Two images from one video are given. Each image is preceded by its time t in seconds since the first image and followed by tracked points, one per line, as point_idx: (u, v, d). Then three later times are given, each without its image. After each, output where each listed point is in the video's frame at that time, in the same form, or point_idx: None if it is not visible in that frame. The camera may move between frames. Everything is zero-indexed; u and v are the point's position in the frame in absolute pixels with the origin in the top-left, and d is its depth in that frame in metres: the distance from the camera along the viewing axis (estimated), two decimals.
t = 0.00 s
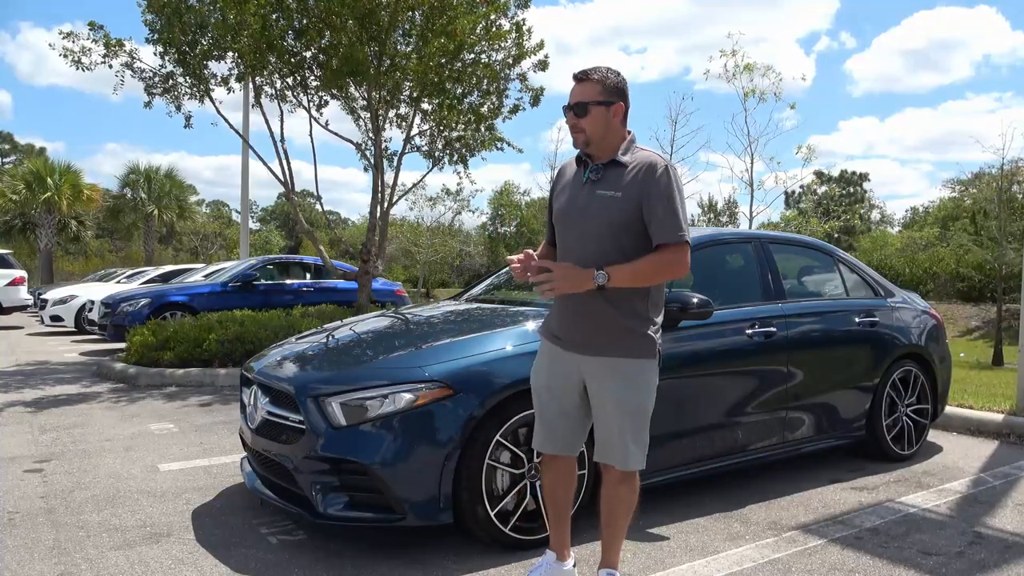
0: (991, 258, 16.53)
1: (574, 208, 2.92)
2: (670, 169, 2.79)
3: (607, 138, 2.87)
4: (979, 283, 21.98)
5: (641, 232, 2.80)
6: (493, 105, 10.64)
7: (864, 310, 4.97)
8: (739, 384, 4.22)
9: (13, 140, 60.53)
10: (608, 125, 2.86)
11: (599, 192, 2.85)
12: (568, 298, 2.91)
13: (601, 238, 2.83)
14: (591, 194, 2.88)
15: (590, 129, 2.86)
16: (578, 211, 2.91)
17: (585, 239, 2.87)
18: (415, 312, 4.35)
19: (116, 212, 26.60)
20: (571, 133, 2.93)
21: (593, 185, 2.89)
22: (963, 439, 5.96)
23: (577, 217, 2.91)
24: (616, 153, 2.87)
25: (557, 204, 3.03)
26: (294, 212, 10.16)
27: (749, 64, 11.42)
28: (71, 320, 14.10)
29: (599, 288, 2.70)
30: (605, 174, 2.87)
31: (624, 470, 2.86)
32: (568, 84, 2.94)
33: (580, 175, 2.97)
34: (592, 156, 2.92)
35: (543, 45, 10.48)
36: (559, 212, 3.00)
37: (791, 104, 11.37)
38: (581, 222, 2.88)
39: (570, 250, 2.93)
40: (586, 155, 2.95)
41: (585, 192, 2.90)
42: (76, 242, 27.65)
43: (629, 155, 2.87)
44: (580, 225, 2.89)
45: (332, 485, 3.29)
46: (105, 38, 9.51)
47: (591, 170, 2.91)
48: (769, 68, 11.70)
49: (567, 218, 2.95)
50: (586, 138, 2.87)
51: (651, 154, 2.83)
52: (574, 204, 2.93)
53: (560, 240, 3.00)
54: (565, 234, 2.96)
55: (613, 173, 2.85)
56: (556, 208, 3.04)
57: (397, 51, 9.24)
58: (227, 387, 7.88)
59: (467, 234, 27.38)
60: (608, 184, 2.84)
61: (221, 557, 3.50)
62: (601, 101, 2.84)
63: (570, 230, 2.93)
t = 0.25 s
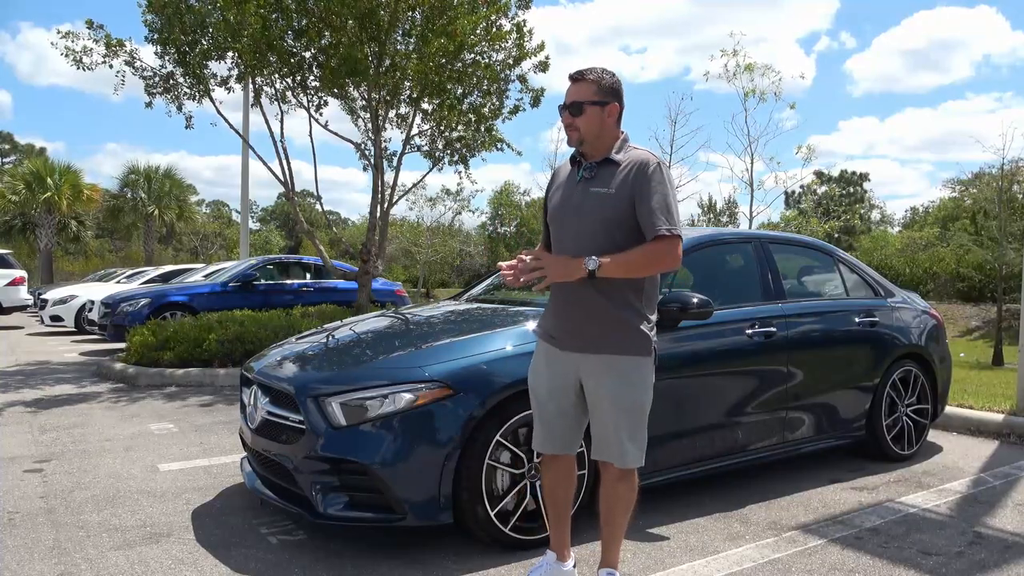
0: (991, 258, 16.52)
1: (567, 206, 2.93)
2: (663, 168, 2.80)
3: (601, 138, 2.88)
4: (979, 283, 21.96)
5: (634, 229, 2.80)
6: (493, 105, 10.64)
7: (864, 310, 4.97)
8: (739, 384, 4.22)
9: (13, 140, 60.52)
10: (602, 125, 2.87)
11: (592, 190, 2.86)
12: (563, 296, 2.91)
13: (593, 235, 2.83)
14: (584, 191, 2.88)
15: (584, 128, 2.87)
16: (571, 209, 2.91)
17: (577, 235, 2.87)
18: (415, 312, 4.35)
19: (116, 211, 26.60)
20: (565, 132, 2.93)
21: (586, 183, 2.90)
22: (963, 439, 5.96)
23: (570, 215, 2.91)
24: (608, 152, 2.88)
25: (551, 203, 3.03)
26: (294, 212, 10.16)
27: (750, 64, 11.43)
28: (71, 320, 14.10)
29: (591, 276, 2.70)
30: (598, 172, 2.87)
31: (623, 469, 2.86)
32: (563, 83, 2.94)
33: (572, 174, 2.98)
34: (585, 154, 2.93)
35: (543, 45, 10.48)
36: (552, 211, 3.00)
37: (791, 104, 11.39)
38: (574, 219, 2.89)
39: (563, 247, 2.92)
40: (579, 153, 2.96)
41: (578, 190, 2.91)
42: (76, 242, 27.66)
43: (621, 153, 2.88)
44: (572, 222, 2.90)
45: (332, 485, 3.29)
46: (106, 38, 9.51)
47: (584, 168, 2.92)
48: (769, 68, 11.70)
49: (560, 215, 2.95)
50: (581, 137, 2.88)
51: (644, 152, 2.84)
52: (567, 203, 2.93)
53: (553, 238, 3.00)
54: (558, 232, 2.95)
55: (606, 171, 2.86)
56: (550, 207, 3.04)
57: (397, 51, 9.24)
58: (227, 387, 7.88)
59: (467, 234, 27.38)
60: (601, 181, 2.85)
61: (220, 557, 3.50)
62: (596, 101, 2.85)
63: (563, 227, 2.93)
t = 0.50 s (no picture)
0: (991, 258, 16.52)
1: (561, 206, 2.92)
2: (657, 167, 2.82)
3: (596, 138, 2.88)
4: (979, 283, 21.96)
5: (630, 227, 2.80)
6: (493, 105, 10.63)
7: (864, 310, 4.97)
8: (739, 384, 4.21)
9: (12, 139, 60.50)
10: (598, 126, 2.87)
11: (587, 189, 2.86)
12: (558, 296, 2.90)
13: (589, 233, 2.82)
14: (579, 190, 2.89)
15: (580, 128, 2.87)
16: (565, 208, 2.91)
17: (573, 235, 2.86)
18: (415, 312, 4.35)
19: (115, 211, 26.59)
20: (560, 132, 2.92)
21: (581, 182, 2.90)
22: (963, 439, 5.95)
23: (565, 215, 2.90)
24: (600, 152, 2.89)
25: (544, 204, 3.03)
26: (294, 212, 10.15)
27: (750, 64, 11.42)
28: (71, 320, 14.09)
29: (599, 252, 2.56)
30: (592, 172, 2.88)
31: (622, 467, 2.85)
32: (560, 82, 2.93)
33: (566, 174, 2.98)
34: (579, 155, 2.93)
35: (543, 45, 10.47)
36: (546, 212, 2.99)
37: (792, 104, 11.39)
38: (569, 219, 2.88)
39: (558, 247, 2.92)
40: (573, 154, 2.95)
41: (573, 189, 2.91)
42: (75, 242, 27.65)
43: (615, 153, 2.89)
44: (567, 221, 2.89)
45: (332, 485, 3.29)
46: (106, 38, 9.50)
47: (578, 168, 2.92)
48: (770, 68, 11.70)
49: (554, 216, 2.94)
50: (577, 137, 2.87)
51: (638, 152, 2.85)
52: (562, 203, 2.92)
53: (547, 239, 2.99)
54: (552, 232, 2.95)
55: (601, 170, 2.86)
56: (543, 209, 3.04)
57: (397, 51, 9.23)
58: (227, 387, 7.88)
59: (467, 234, 27.38)
60: (596, 180, 2.85)
61: (220, 558, 3.50)
62: (594, 101, 2.84)
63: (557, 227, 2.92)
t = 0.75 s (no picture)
0: (991, 258, 16.51)
1: (557, 206, 2.91)
2: (653, 167, 2.82)
3: (595, 138, 2.88)
4: (979, 283, 21.95)
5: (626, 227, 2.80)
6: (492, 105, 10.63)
7: (864, 310, 4.97)
8: (739, 384, 4.22)
9: (12, 140, 60.55)
10: (596, 126, 2.88)
11: (584, 188, 2.85)
12: (555, 296, 2.90)
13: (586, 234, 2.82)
14: (575, 190, 2.87)
15: (580, 127, 2.87)
16: (561, 209, 2.89)
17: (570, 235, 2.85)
18: (415, 312, 4.35)
19: (115, 212, 26.59)
20: (558, 131, 2.90)
21: (577, 182, 2.89)
22: (963, 438, 5.95)
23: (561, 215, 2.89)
24: (595, 152, 2.89)
25: (538, 205, 3.01)
26: (295, 212, 10.15)
27: (750, 64, 11.43)
28: (71, 320, 14.10)
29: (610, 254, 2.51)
30: (588, 172, 2.87)
31: (620, 465, 2.85)
32: (557, 83, 2.94)
33: (561, 174, 2.96)
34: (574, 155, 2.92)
35: (543, 45, 10.47)
36: (541, 213, 2.98)
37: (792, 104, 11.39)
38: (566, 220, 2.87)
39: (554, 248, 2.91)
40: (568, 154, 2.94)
41: (569, 189, 2.90)
42: (75, 242, 27.66)
43: (610, 153, 2.89)
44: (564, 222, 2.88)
45: (332, 485, 3.29)
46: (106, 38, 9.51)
47: (574, 168, 2.91)
48: (770, 68, 11.69)
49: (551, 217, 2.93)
50: (576, 135, 2.87)
51: (633, 151, 2.86)
52: (557, 204, 2.91)
53: (542, 240, 2.97)
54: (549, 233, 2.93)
55: (597, 169, 2.86)
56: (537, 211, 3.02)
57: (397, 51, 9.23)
58: (227, 387, 7.89)
59: (467, 234, 27.38)
60: (594, 180, 2.84)
61: (221, 557, 3.50)
62: (593, 102, 2.87)
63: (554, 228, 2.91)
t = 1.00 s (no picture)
0: (991, 257, 16.52)
1: (555, 209, 2.88)
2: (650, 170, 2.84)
3: (595, 138, 2.91)
4: (979, 283, 21.95)
5: (625, 229, 2.81)
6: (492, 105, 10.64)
7: (864, 310, 4.97)
8: (739, 383, 4.22)
9: (12, 140, 60.57)
10: (597, 126, 2.92)
11: (584, 190, 2.84)
12: (553, 298, 2.89)
13: (586, 236, 2.81)
14: (574, 192, 2.86)
15: (584, 126, 2.89)
16: (559, 211, 2.87)
17: (569, 237, 2.84)
18: (415, 312, 4.35)
19: (115, 212, 26.59)
20: (560, 129, 2.89)
21: (575, 184, 2.87)
22: (963, 438, 5.96)
23: (559, 218, 2.87)
24: (595, 154, 2.89)
25: (532, 207, 2.98)
26: (295, 212, 10.16)
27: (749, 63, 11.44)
28: (71, 320, 14.10)
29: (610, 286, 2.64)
30: (586, 174, 2.86)
31: (619, 463, 2.86)
32: (554, 83, 2.94)
33: (557, 175, 2.94)
34: (573, 155, 2.91)
35: (543, 44, 10.48)
36: (535, 217, 2.95)
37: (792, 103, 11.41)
38: (564, 222, 2.85)
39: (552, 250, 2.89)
40: (565, 154, 2.93)
41: (567, 191, 2.87)
42: (76, 242, 27.67)
43: (606, 155, 2.91)
44: (562, 225, 2.86)
45: (332, 485, 3.29)
46: (107, 37, 9.53)
47: (573, 167, 2.89)
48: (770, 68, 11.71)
49: (548, 220, 2.90)
50: (581, 134, 2.88)
51: (629, 154, 2.89)
52: (555, 207, 2.89)
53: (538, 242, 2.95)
54: (545, 235, 2.91)
55: (596, 172, 2.85)
56: (531, 212, 2.98)
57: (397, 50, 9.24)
58: (227, 387, 7.89)
59: (467, 233, 27.37)
60: (593, 182, 2.83)
61: (221, 557, 3.50)
62: (596, 102, 2.90)
63: (551, 230, 2.89)
